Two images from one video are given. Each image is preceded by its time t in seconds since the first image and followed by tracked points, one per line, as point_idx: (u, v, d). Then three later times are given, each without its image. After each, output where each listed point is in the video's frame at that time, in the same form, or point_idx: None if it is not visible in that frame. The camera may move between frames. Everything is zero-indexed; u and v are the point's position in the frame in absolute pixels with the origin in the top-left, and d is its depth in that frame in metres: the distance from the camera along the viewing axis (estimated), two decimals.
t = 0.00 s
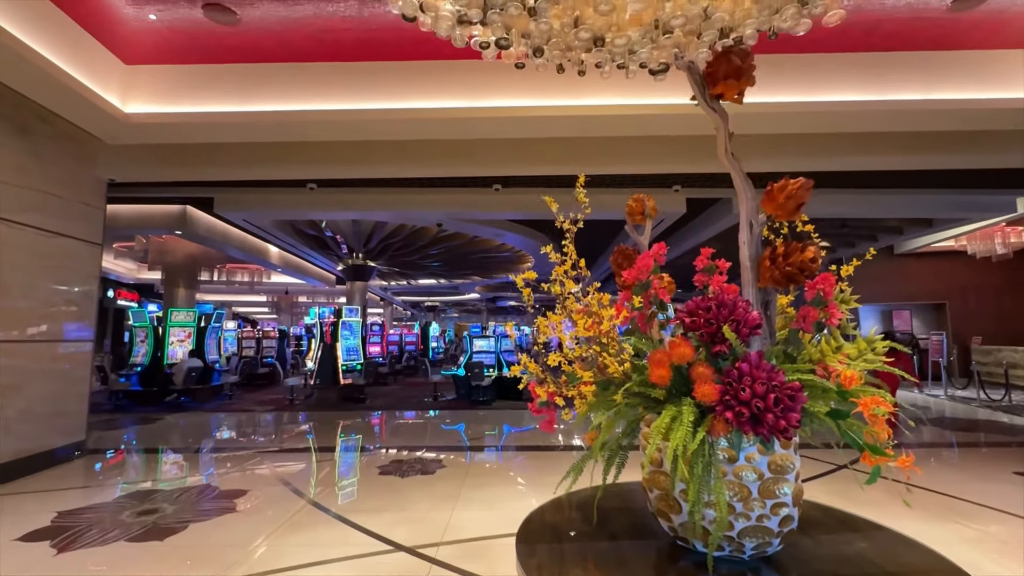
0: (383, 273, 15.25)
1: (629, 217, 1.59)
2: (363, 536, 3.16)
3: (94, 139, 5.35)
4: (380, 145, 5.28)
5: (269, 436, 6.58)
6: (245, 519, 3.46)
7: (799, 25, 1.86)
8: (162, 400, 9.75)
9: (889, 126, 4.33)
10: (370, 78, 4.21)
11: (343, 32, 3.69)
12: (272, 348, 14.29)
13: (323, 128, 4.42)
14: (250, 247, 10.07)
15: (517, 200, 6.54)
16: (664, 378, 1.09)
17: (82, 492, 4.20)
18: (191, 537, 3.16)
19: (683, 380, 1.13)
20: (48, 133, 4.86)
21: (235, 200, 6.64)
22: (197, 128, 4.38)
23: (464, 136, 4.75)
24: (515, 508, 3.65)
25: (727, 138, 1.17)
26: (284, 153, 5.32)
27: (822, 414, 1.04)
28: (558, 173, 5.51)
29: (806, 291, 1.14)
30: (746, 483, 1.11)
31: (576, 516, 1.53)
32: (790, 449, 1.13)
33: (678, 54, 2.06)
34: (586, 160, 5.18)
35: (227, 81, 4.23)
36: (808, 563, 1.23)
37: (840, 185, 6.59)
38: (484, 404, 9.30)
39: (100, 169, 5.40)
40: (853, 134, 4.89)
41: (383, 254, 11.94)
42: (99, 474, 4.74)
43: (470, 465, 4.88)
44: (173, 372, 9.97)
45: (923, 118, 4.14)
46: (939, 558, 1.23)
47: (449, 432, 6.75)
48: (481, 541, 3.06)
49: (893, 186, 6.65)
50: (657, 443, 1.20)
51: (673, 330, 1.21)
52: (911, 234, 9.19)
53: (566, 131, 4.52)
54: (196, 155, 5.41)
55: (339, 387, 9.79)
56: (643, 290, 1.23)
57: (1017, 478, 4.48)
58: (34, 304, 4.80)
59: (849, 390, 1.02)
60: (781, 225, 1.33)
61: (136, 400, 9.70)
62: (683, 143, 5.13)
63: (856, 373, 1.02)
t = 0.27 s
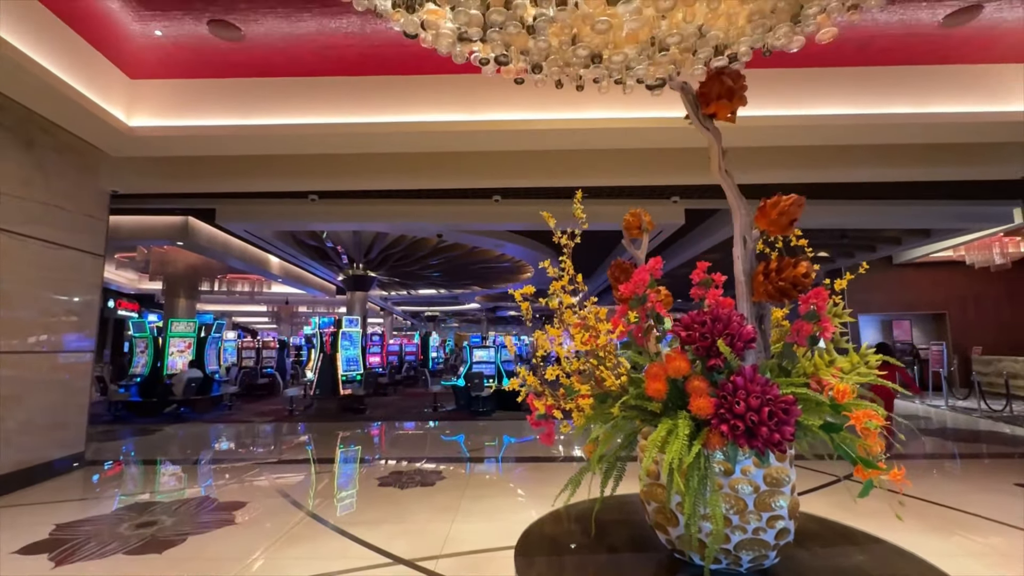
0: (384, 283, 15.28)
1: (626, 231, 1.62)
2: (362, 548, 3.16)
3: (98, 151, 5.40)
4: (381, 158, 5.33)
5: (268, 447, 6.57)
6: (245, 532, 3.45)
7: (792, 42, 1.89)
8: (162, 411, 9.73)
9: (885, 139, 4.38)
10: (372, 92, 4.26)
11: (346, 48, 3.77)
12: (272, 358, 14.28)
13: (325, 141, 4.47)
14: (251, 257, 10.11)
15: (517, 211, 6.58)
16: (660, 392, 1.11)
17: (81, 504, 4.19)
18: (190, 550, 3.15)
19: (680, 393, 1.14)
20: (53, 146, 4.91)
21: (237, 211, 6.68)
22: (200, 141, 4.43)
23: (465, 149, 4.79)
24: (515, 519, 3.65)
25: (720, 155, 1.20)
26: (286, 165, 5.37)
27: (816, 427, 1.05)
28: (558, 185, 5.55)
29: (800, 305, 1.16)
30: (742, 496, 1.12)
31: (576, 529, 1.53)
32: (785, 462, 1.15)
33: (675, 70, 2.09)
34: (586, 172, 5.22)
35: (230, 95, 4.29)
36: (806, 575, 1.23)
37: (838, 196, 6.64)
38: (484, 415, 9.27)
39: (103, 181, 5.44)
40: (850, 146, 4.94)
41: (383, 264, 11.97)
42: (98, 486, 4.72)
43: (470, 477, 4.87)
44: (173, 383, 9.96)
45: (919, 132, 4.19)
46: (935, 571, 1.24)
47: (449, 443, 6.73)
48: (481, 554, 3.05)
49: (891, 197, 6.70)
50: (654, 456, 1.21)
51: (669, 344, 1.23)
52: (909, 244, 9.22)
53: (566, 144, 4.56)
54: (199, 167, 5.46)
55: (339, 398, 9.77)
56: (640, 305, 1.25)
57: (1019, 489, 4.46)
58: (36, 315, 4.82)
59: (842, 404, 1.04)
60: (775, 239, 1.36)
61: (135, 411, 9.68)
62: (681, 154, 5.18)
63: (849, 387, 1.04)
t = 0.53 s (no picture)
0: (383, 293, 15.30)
1: (619, 245, 1.63)
2: (358, 563, 3.14)
3: (100, 164, 5.44)
4: (379, 170, 5.37)
5: (266, 459, 6.55)
6: (240, 545, 3.44)
7: (783, 59, 1.92)
8: (160, 422, 9.69)
9: (880, 152, 4.41)
10: (371, 106, 4.31)
11: (345, 63, 3.83)
12: (271, 369, 14.25)
13: (324, 155, 4.51)
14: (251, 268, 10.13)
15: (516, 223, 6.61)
16: (648, 408, 1.12)
17: (77, 517, 4.17)
18: (185, 564, 3.14)
19: (668, 409, 1.15)
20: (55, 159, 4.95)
21: (238, 223, 6.72)
22: (201, 155, 4.47)
23: (463, 162, 4.83)
24: (512, 533, 3.63)
25: (708, 174, 1.22)
26: (287, 178, 5.41)
27: (803, 443, 1.06)
28: (556, 197, 5.60)
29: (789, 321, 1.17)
30: (731, 511, 1.13)
31: (568, 544, 1.54)
32: (774, 477, 1.15)
33: (667, 87, 2.12)
34: (583, 184, 5.26)
35: (231, 109, 4.34)
36: None
37: (835, 208, 6.68)
38: (483, 427, 9.24)
39: (105, 193, 5.48)
40: (844, 159, 4.98)
41: (383, 275, 12.00)
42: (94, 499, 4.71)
43: (468, 489, 4.86)
44: (171, 394, 9.94)
45: (912, 145, 4.22)
46: None
47: (447, 454, 6.71)
48: (477, 568, 3.04)
49: (887, 208, 6.73)
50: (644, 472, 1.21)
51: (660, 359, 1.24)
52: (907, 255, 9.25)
53: (563, 157, 4.60)
54: (199, 180, 5.50)
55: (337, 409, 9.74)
56: (631, 319, 1.26)
57: (1018, 502, 4.44)
58: (36, 327, 4.83)
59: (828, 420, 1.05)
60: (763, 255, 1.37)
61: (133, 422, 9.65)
62: (680, 167, 5.20)
63: (834, 403, 1.05)
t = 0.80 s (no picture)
0: (383, 303, 15.33)
1: (609, 260, 1.66)
2: None
3: (101, 176, 5.49)
4: (379, 182, 5.41)
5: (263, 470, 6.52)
6: (236, 558, 3.42)
7: (771, 76, 1.95)
8: (158, 433, 9.67)
9: (875, 164, 4.44)
10: (370, 119, 4.36)
11: (345, 77, 3.88)
12: (270, 379, 14.23)
13: (323, 168, 4.55)
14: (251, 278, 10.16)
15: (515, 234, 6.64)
16: (634, 423, 1.14)
17: (72, 529, 4.15)
18: None
19: (654, 424, 1.17)
20: (56, 171, 4.99)
21: (238, 234, 6.76)
22: (201, 168, 4.51)
23: (462, 174, 4.87)
24: (509, 545, 3.62)
25: (692, 192, 1.25)
26: (287, 190, 5.46)
27: (786, 458, 1.08)
28: (554, 209, 5.63)
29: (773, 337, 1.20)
30: (716, 525, 1.14)
31: (559, 558, 1.54)
32: (759, 492, 1.17)
33: (659, 103, 2.15)
34: (581, 196, 5.30)
35: (232, 123, 4.39)
36: None
37: (832, 218, 6.71)
38: (482, 437, 9.21)
39: (106, 205, 5.52)
40: (839, 171, 5.02)
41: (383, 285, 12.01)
42: (90, 510, 4.69)
43: (466, 501, 4.84)
44: (169, 404, 9.93)
45: (906, 158, 4.26)
46: None
47: (446, 466, 6.68)
48: None
49: (884, 219, 6.77)
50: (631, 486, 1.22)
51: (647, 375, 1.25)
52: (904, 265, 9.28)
53: (561, 169, 4.64)
54: (200, 192, 5.54)
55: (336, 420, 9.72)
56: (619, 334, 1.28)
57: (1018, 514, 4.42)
58: (36, 338, 4.85)
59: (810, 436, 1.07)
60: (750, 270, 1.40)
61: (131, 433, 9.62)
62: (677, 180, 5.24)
63: (816, 418, 1.07)
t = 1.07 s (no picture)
0: (383, 314, 15.35)
1: (600, 274, 1.68)
2: None
3: (104, 189, 5.55)
4: (378, 195, 5.45)
5: (261, 482, 6.50)
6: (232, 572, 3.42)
7: (761, 93, 1.98)
8: (156, 444, 9.64)
9: (869, 177, 4.47)
10: (369, 133, 4.41)
11: (345, 92, 3.94)
12: (269, 390, 14.21)
13: (322, 181, 4.59)
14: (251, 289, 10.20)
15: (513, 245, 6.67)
16: (620, 437, 1.15)
17: (69, 542, 4.14)
18: None
19: (641, 438, 1.18)
20: (59, 184, 5.04)
21: (239, 246, 6.82)
22: (202, 181, 4.56)
23: (460, 187, 4.91)
24: (505, 559, 3.60)
25: (678, 210, 1.27)
26: (287, 203, 5.50)
27: (769, 472, 1.10)
28: (552, 221, 5.67)
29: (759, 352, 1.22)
30: (702, 539, 1.15)
31: (550, 571, 1.55)
32: (745, 505, 1.18)
33: (651, 119, 2.16)
34: (579, 208, 5.34)
35: (233, 137, 4.44)
36: None
37: (829, 229, 6.74)
38: (480, 449, 9.18)
39: (108, 218, 5.57)
40: (834, 184, 5.07)
41: (382, 295, 12.04)
42: (87, 523, 4.68)
43: (464, 513, 4.83)
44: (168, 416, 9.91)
45: (900, 171, 4.30)
46: None
47: (444, 478, 6.66)
48: None
49: (881, 230, 6.80)
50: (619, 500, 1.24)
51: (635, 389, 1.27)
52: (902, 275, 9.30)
53: (558, 182, 4.68)
54: (201, 204, 5.59)
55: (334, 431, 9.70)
56: (608, 349, 1.30)
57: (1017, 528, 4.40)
58: (35, 350, 4.86)
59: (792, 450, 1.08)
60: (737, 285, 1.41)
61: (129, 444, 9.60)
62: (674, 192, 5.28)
63: (798, 433, 1.09)
